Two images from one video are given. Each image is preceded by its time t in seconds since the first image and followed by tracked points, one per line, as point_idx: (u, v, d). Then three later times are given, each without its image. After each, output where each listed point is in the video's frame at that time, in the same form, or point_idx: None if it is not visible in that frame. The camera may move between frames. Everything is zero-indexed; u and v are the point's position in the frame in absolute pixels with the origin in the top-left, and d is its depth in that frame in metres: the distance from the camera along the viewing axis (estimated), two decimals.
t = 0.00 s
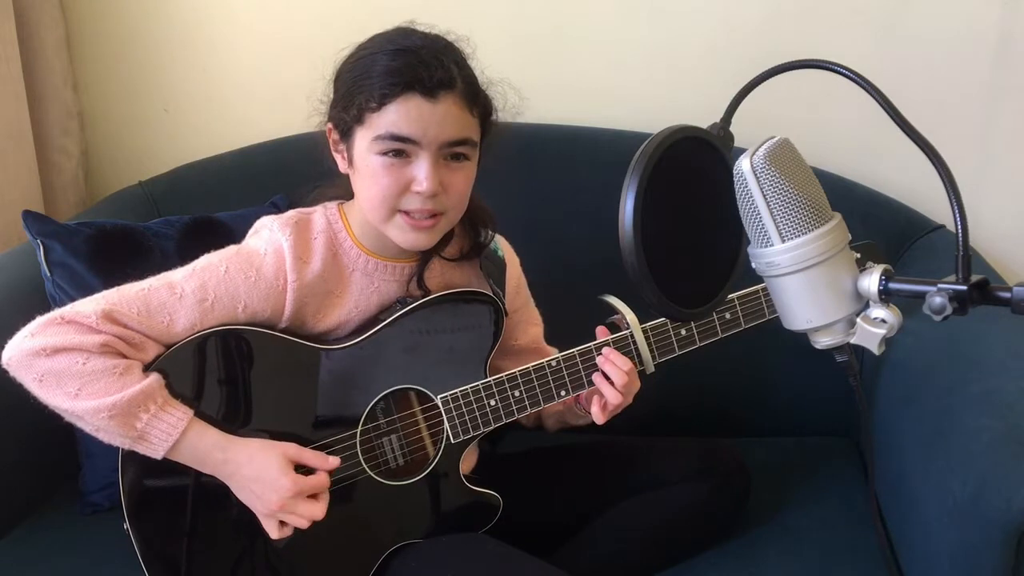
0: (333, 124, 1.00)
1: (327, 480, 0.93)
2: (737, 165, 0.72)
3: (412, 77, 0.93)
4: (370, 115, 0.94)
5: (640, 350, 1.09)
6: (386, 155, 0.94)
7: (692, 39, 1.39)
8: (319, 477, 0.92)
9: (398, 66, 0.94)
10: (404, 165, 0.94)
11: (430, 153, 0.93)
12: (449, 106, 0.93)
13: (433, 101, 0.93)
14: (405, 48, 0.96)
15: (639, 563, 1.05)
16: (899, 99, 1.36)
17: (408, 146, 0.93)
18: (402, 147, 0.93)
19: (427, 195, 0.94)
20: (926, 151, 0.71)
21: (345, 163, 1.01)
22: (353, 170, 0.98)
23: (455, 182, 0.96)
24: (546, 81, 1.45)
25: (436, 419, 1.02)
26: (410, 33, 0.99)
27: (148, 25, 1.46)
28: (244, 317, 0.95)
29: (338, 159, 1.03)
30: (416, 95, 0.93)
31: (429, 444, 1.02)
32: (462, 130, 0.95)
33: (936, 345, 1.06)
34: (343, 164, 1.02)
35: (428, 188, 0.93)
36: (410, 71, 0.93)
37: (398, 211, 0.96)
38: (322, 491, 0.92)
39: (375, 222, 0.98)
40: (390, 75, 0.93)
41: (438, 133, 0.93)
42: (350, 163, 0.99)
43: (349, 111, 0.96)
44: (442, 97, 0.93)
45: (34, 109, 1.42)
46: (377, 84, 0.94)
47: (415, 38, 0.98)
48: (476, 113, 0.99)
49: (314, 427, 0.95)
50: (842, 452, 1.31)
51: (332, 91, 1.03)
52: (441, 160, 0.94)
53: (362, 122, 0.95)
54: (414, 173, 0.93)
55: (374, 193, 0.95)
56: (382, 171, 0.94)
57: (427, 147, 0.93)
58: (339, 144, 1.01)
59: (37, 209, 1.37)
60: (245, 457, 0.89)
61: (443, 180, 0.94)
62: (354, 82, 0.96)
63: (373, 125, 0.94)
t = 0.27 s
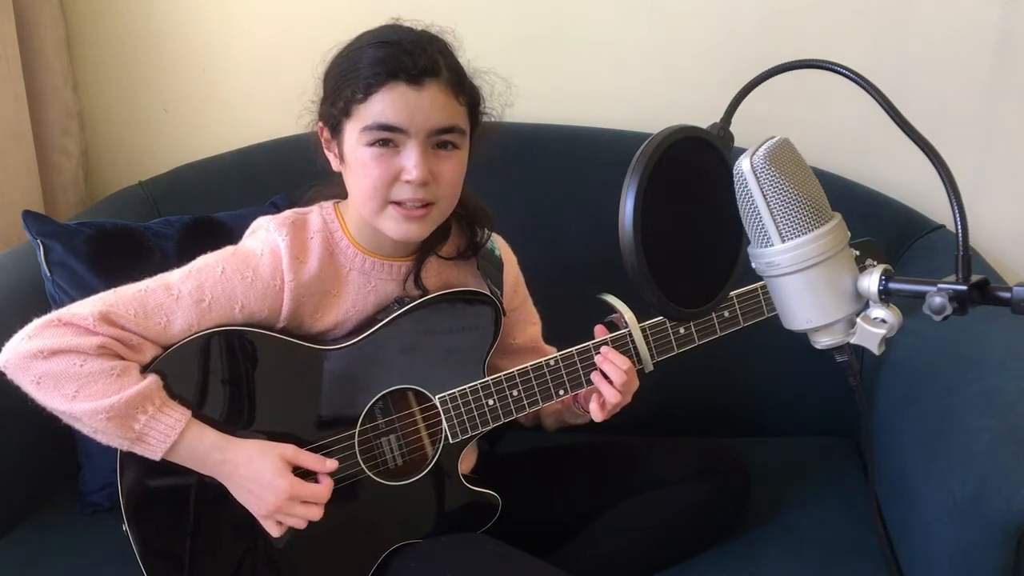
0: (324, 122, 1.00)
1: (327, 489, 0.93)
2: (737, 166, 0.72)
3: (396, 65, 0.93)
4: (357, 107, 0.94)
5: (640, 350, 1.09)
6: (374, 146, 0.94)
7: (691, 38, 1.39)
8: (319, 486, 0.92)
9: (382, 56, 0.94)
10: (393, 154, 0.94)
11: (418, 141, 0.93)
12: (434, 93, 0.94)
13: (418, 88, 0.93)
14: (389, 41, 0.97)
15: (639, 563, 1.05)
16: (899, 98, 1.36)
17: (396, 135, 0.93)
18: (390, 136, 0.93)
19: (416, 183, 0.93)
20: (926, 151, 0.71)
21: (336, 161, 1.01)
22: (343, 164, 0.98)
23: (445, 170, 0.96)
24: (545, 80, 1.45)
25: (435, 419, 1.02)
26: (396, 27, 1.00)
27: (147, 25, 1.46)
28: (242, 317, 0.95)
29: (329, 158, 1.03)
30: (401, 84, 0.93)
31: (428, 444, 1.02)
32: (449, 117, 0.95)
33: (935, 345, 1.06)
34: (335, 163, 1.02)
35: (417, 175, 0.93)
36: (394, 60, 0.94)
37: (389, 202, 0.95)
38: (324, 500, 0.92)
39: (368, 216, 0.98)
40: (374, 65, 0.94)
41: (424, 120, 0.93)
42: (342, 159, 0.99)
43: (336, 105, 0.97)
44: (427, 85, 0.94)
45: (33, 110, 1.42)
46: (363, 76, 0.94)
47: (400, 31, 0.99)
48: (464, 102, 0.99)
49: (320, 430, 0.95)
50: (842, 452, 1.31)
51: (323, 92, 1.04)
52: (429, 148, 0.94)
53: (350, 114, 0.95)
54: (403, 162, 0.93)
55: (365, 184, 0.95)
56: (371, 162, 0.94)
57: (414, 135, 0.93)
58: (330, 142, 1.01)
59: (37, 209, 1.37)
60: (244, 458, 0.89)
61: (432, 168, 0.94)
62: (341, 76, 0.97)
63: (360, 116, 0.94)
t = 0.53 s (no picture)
0: (325, 122, 1.00)
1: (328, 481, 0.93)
2: (737, 166, 0.72)
3: (396, 61, 0.94)
4: (358, 104, 0.94)
5: (640, 350, 1.09)
6: (374, 141, 0.94)
7: (691, 38, 1.39)
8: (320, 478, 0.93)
9: (383, 53, 0.95)
10: (393, 150, 0.94)
11: (418, 136, 0.93)
12: (434, 89, 0.94)
13: (417, 83, 0.93)
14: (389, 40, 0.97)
15: (639, 563, 1.05)
16: (899, 99, 1.36)
17: (396, 130, 0.93)
18: (389, 131, 0.93)
19: (416, 178, 0.93)
20: (926, 151, 0.71)
21: (337, 162, 1.01)
22: (343, 163, 0.98)
23: (445, 165, 0.96)
24: (545, 80, 1.45)
25: (435, 419, 1.02)
26: (397, 29, 1.01)
27: (147, 25, 1.46)
28: (242, 316, 0.95)
29: (330, 158, 1.03)
30: (401, 79, 0.93)
31: (429, 444, 1.02)
32: (449, 113, 0.95)
33: (936, 345, 1.06)
34: (336, 163, 1.02)
35: (417, 169, 0.92)
36: (394, 57, 0.94)
37: (388, 199, 0.95)
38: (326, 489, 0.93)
39: (367, 215, 0.97)
40: (375, 61, 0.94)
41: (423, 115, 0.93)
42: (342, 158, 0.99)
43: (337, 103, 0.97)
44: (426, 80, 0.94)
45: (33, 110, 1.42)
46: (364, 72, 0.94)
47: (401, 31, 0.99)
48: (464, 100, 0.99)
49: (314, 428, 0.95)
50: (842, 452, 1.31)
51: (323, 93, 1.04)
52: (428, 142, 0.94)
53: (351, 111, 0.95)
54: (403, 157, 0.93)
55: (365, 181, 0.95)
56: (371, 157, 0.94)
57: (414, 129, 0.93)
58: (331, 143, 1.01)
59: (37, 209, 1.37)
60: (244, 458, 0.89)
61: (431, 163, 0.94)
62: (342, 74, 0.97)
63: (361, 112, 0.94)
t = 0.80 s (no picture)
0: (338, 121, 1.00)
1: (326, 481, 0.93)
2: (737, 165, 0.72)
3: (415, 73, 0.94)
4: (372, 110, 0.94)
5: (640, 350, 1.10)
6: (383, 150, 0.94)
7: (692, 38, 1.39)
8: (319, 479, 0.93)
9: (404, 63, 0.94)
10: (401, 160, 0.93)
11: (428, 149, 0.93)
12: (449, 104, 0.94)
13: (434, 98, 0.93)
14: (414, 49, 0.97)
15: (639, 563, 1.05)
16: (899, 99, 1.36)
17: (407, 141, 0.93)
18: (401, 141, 0.93)
19: (421, 191, 0.93)
20: (926, 152, 0.71)
21: (346, 162, 1.01)
22: (352, 165, 0.98)
23: (452, 181, 0.95)
24: (546, 80, 1.45)
25: (436, 419, 1.02)
26: (422, 37, 1.00)
27: (147, 25, 1.46)
28: (243, 316, 0.95)
29: (340, 158, 1.03)
30: (418, 91, 0.93)
31: (429, 444, 1.02)
32: (463, 130, 0.95)
33: (936, 345, 1.06)
34: (345, 164, 1.02)
35: (423, 182, 0.93)
36: (414, 68, 0.94)
37: (391, 208, 0.95)
38: (326, 492, 0.93)
39: (369, 221, 0.98)
40: (394, 71, 0.94)
41: (436, 129, 0.93)
42: (351, 160, 0.99)
43: (353, 105, 0.97)
44: (444, 96, 0.94)
45: (33, 110, 1.42)
46: (382, 79, 0.94)
47: (425, 41, 0.99)
48: (479, 118, 0.99)
49: (311, 427, 0.95)
50: (842, 452, 1.31)
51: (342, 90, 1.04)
52: (438, 157, 0.94)
53: (365, 116, 0.95)
54: (410, 168, 0.93)
55: (370, 188, 0.95)
56: (379, 166, 0.94)
57: (425, 142, 0.93)
58: (343, 143, 1.01)
59: (36, 209, 1.37)
60: (245, 458, 0.89)
61: (439, 177, 0.94)
62: (361, 77, 0.97)
63: (374, 118, 0.94)
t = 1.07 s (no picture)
0: (343, 121, 1.00)
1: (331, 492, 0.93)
2: (737, 165, 0.72)
3: (422, 75, 0.93)
4: (378, 111, 0.94)
5: (641, 351, 1.10)
6: (389, 152, 0.93)
7: (692, 38, 1.39)
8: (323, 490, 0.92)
9: (411, 65, 0.94)
10: (408, 161, 0.93)
11: (434, 151, 0.93)
12: (456, 107, 0.94)
13: (440, 100, 0.93)
14: (419, 50, 0.97)
15: (639, 563, 1.05)
16: (899, 99, 1.36)
17: (413, 143, 0.93)
18: (407, 143, 0.93)
19: (426, 193, 0.93)
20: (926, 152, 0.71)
21: (351, 162, 1.01)
22: (357, 166, 0.98)
23: (459, 182, 0.96)
24: (547, 80, 1.45)
25: (437, 420, 1.02)
26: (427, 37, 1.00)
27: (148, 25, 1.46)
28: (244, 317, 0.95)
29: (345, 157, 1.03)
30: (425, 93, 0.93)
31: (429, 445, 1.02)
32: (469, 132, 0.95)
33: (936, 345, 1.06)
34: (349, 164, 1.01)
35: (429, 185, 0.93)
36: (420, 70, 0.94)
37: (397, 209, 0.95)
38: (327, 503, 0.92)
39: (374, 221, 0.98)
40: (400, 73, 0.94)
41: (443, 131, 0.93)
42: (356, 160, 0.99)
43: (358, 106, 0.97)
44: (450, 98, 0.94)
45: (33, 110, 1.42)
46: (388, 80, 0.94)
47: (431, 41, 0.99)
48: (485, 119, 0.99)
49: (310, 428, 0.95)
50: (842, 452, 1.31)
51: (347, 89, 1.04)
52: (444, 159, 0.94)
53: (370, 117, 0.95)
54: (416, 170, 0.93)
55: (376, 189, 0.95)
56: (385, 168, 0.94)
57: (431, 144, 0.93)
58: (347, 143, 1.01)
59: (36, 209, 1.37)
60: (246, 459, 0.89)
61: (444, 179, 0.94)
62: (367, 78, 0.97)
63: (380, 120, 0.94)
